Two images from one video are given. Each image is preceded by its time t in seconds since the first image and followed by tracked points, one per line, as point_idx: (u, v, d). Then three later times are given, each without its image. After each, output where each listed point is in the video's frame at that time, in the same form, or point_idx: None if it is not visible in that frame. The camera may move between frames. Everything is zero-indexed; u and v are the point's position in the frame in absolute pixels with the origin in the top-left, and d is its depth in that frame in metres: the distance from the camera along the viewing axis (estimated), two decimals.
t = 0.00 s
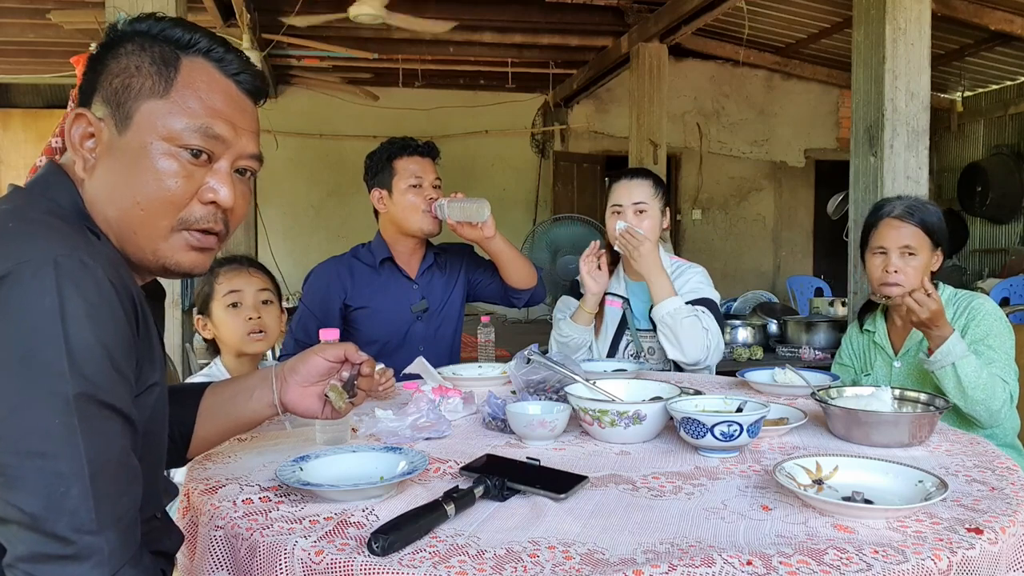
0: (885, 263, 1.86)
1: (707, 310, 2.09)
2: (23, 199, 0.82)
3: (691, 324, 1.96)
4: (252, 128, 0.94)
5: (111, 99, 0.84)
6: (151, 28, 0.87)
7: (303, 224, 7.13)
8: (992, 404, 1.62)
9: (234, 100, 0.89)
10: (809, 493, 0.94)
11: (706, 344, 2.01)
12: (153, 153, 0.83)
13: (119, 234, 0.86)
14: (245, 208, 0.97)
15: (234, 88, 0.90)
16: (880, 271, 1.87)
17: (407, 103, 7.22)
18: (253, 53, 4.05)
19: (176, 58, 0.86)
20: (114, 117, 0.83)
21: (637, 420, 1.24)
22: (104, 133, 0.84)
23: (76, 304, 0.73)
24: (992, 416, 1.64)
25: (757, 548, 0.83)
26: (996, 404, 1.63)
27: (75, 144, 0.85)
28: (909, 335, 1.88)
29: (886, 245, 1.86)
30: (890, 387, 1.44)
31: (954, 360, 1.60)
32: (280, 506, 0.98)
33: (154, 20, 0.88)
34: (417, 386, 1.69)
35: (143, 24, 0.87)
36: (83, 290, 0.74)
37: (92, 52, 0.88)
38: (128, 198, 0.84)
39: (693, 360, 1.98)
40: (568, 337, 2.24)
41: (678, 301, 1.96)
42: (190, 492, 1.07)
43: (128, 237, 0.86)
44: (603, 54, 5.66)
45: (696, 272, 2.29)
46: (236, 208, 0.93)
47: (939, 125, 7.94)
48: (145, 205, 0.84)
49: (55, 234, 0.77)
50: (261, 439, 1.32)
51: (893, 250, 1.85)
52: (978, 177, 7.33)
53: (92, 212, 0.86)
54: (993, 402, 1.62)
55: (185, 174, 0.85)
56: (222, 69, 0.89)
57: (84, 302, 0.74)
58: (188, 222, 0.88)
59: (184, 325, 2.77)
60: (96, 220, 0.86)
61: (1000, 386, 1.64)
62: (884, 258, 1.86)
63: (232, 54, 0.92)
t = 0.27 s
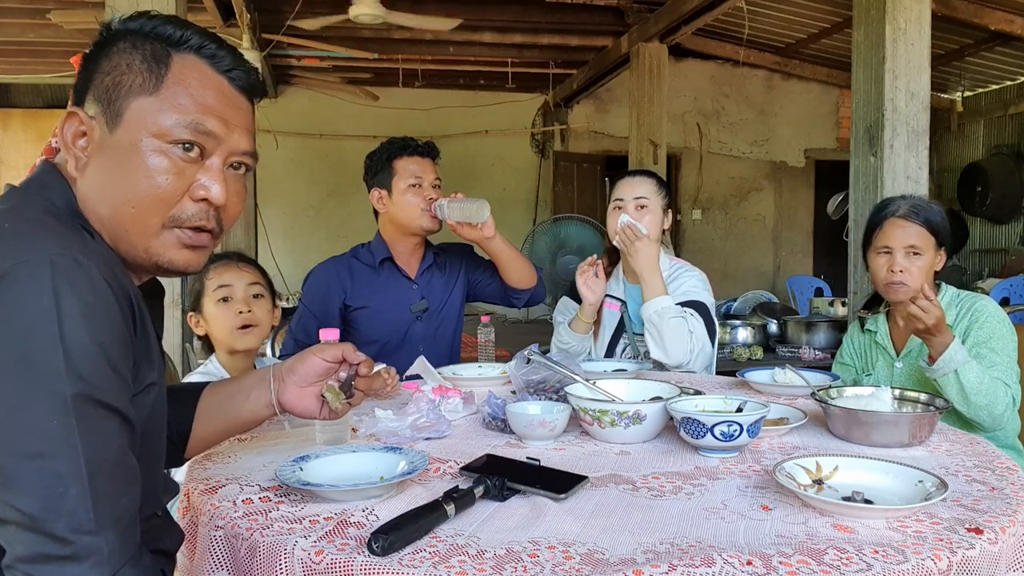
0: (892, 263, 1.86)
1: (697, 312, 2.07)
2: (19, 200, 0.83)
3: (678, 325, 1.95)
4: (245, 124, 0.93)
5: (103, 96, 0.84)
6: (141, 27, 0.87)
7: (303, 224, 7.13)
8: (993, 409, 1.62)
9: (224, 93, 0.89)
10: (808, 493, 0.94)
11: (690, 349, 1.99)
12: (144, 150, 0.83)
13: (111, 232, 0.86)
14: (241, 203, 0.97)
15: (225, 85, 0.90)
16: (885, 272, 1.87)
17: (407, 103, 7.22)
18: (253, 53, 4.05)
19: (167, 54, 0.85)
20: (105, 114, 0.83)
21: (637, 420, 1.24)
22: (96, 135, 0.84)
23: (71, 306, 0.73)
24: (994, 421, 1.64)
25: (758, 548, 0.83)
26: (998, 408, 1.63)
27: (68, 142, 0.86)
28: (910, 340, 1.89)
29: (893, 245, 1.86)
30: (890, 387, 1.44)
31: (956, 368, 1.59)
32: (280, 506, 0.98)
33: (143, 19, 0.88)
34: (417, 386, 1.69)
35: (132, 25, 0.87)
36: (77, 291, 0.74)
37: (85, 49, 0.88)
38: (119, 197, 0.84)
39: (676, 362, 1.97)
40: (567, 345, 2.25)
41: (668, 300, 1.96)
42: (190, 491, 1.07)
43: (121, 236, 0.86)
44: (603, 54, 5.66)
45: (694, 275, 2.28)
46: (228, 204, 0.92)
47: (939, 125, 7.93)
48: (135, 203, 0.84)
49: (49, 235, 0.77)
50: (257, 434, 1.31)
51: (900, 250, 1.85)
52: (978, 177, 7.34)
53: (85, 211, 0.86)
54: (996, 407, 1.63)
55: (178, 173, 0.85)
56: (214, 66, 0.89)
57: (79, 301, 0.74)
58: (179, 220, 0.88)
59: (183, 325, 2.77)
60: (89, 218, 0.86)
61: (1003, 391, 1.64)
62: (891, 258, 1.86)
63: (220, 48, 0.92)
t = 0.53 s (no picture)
0: (894, 264, 1.85)
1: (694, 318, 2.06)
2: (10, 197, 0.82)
3: (674, 331, 1.93)
4: (240, 149, 0.88)
5: (93, 107, 0.81)
6: (152, 22, 0.83)
7: (303, 224, 7.13)
8: (997, 413, 1.63)
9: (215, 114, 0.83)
10: (809, 493, 0.94)
11: (687, 352, 1.97)
12: (120, 171, 0.80)
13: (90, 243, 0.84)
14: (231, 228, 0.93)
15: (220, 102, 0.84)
16: (886, 272, 1.87)
17: (407, 103, 7.22)
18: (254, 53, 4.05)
19: (166, 61, 0.81)
20: (90, 127, 0.81)
21: (637, 420, 1.24)
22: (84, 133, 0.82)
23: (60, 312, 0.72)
24: (998, 423, 1.64)
25: (758, 548, 0.83)
26: (1002, 411, 1.63)
27: (59, 145, 0.84)
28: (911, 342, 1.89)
29: (894, 245, 1.86)
30: (890, 387, 1.44)
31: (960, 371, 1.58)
32: (280, 506, 0.98)
33: (156, 14, 0.84)
34: (417, 386, 1.69)
35: (145, 17, 0.84)
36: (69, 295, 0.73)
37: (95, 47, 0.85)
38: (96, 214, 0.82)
39: (672, 367, 1.97)
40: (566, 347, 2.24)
41: (666, 305, 1.93)
42: (190, 492, 1.07)
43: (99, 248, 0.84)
44: (603, 54, 5.66)
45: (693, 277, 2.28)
46: (208, 233, 0.88)
47: (939, 125, 7.94)
48: (109, 223, 0.82)
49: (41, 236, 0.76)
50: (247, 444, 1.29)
51: (902, 250, 1.85)
52: (978, 177, 7.34)
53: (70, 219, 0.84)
54: (1000, 410, 1.63)
55: (153, 199, 0.82)
56: (212, 87, 0.83)
57: (62, 306, 0.73)
58: (153, 244, 0.85)
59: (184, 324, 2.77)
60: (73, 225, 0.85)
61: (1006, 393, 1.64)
62: (892, 258, 1.86)
63: (227, 57, 0.86)
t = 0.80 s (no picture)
0: (889, 258, 1.88)
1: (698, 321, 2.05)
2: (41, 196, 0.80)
3: (679, 337, 1.92)
4: (240, 194, 0.85)
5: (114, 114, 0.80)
6: (162, 59, 0.82)
7: (303, 224, 7.13)
8: (973, 410, 1.63)
9: (199, 164, 0.81)
10: (809, 493, 0.94)
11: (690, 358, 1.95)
12: (110, 206, 0.79)
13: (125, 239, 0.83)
14: (259, 249, 0.91)
15: (210, 150, 0.81)
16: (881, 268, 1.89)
17: (407, 103, 7.22)
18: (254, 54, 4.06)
19: (163, 99, 0.80)
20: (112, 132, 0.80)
21: (637, 420, 1.24)
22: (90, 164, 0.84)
23: (120, 320, 0.70)
24: (976, 421, 1.65)
25: (757, 548, 0.83)
26: (978, 409, 1.63)
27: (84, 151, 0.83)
28: (920, 332, 1.91)
29: (893, 239, 1.88)
30: (891, 387, 1.44)
31: (920, 376, 1.63)
32: (280, 506, 0.98)
33: (166, 51, 0.83)
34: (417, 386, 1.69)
35: (158, 53, 0.83)
36: (129, 301, 0.72)
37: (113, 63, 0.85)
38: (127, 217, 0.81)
39: (674, 371, 1.95)
40: (571, 341, 2.21)
41: (671, 309, 1.93)
42: (191, 491, 1.08)
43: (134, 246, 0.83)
44: (603, 54, 5.66)
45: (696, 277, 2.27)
46: (218, 262, 0.87)
47: (939, 126, 7.94)
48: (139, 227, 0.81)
49: (99, 234, 0.74)
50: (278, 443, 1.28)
51: (898, 246, 1.86)
52: (977, 177, 7.34)
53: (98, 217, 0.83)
54: (977, 407, 1.63)
55: (156, 229, 0.82)
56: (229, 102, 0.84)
57: (137, 287, 0.73)
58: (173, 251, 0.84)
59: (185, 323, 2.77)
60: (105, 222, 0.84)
61: (984, 391, 1.64)
62: (889, 253, 1.89)
63: (228, 104, 0.83)
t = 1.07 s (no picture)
0: (889, 257, 1.88)
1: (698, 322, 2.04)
2: None
3: (679, 337, 1.92)
4: (187, 173, 0.86)
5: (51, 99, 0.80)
6: (96, 43, 0.83)
7: (303, 224, 7.14)
8: (970, 410, 1.63)
9: (144, 141, 0.81)
10: (809, 493, 0.94)
11: (690, 358, 1.96)
12: (61, 197, 0.80)
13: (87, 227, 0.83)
14: (207, 229, 0.92)
15: (154, 128, 0.82)
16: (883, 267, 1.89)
17: (407, 103, 7.22)
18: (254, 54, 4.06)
19: (100, 81, 0.80)
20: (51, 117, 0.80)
21: (637, 420, 1.24)
22: (34, 156, 0.83)
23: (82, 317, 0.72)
24: (973, 421, 1.65)
25: (757, 548, 0.83)
26: (976, 409, 1.63)
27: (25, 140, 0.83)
28: (920, 331, 1.91)
29: (892, 239, 1.88)
30: (891, 387, 1.44)
31: (915, 376, 1.64)
32: (280, 506, 0.98)
33: (99, 36, 0.83)
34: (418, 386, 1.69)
35: (92, 38, 0.83)
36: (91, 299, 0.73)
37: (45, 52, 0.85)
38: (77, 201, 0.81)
39: (674, 371, 1.95)
40: (571, 341, 2.21)
41: (671, 310, 1.93)
42: (191, 491, 1.07)
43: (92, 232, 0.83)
44: (603, 54, 5.66)
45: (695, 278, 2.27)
46: (171, 241, 0.88)
47: (939, 126, 7.94)
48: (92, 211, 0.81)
49: (61, 231, 0.75)
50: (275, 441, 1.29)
51: (898, 245, 1.86)
52: (977, 177, 7.33)
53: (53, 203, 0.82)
54: (974, 407, 1.63)
55: (108, 211, 0.82)
56: (165, 80, 0.84)
57: (99, 284, 0.74)
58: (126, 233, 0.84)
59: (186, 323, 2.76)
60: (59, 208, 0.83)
61: (982, 390, 1.64)
62: (889, 252, 1.89)
63: (166, 84, 0.84)
